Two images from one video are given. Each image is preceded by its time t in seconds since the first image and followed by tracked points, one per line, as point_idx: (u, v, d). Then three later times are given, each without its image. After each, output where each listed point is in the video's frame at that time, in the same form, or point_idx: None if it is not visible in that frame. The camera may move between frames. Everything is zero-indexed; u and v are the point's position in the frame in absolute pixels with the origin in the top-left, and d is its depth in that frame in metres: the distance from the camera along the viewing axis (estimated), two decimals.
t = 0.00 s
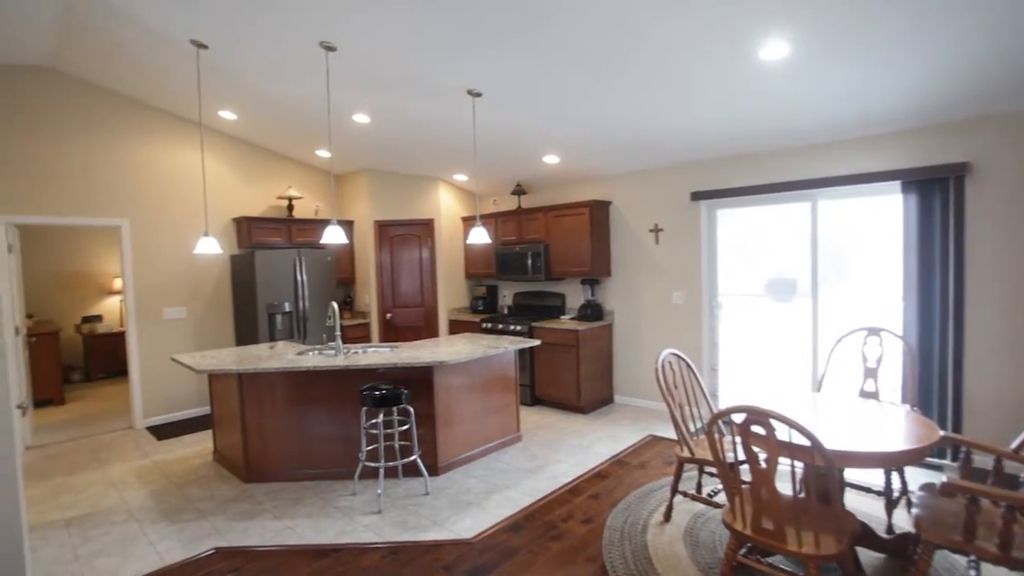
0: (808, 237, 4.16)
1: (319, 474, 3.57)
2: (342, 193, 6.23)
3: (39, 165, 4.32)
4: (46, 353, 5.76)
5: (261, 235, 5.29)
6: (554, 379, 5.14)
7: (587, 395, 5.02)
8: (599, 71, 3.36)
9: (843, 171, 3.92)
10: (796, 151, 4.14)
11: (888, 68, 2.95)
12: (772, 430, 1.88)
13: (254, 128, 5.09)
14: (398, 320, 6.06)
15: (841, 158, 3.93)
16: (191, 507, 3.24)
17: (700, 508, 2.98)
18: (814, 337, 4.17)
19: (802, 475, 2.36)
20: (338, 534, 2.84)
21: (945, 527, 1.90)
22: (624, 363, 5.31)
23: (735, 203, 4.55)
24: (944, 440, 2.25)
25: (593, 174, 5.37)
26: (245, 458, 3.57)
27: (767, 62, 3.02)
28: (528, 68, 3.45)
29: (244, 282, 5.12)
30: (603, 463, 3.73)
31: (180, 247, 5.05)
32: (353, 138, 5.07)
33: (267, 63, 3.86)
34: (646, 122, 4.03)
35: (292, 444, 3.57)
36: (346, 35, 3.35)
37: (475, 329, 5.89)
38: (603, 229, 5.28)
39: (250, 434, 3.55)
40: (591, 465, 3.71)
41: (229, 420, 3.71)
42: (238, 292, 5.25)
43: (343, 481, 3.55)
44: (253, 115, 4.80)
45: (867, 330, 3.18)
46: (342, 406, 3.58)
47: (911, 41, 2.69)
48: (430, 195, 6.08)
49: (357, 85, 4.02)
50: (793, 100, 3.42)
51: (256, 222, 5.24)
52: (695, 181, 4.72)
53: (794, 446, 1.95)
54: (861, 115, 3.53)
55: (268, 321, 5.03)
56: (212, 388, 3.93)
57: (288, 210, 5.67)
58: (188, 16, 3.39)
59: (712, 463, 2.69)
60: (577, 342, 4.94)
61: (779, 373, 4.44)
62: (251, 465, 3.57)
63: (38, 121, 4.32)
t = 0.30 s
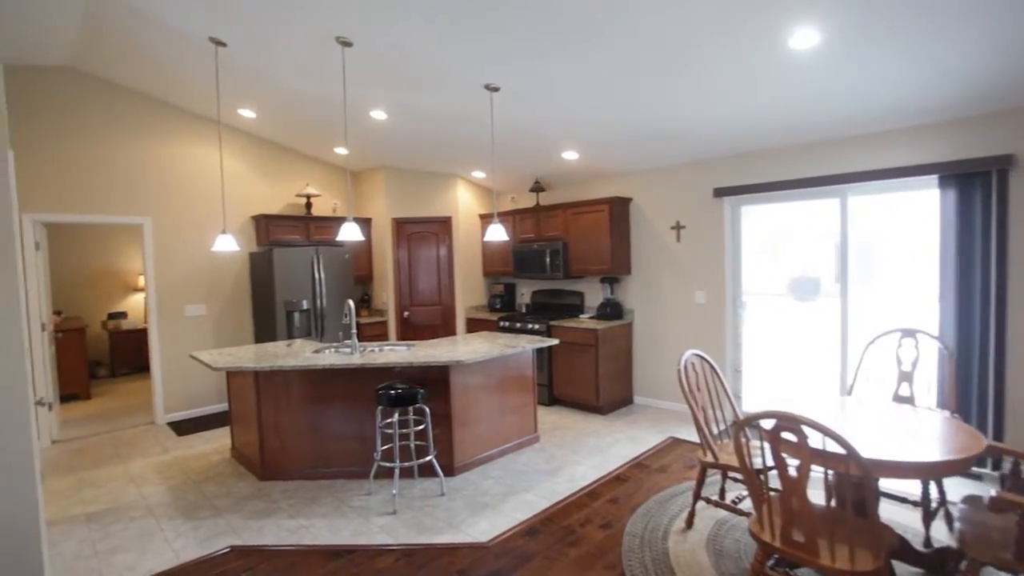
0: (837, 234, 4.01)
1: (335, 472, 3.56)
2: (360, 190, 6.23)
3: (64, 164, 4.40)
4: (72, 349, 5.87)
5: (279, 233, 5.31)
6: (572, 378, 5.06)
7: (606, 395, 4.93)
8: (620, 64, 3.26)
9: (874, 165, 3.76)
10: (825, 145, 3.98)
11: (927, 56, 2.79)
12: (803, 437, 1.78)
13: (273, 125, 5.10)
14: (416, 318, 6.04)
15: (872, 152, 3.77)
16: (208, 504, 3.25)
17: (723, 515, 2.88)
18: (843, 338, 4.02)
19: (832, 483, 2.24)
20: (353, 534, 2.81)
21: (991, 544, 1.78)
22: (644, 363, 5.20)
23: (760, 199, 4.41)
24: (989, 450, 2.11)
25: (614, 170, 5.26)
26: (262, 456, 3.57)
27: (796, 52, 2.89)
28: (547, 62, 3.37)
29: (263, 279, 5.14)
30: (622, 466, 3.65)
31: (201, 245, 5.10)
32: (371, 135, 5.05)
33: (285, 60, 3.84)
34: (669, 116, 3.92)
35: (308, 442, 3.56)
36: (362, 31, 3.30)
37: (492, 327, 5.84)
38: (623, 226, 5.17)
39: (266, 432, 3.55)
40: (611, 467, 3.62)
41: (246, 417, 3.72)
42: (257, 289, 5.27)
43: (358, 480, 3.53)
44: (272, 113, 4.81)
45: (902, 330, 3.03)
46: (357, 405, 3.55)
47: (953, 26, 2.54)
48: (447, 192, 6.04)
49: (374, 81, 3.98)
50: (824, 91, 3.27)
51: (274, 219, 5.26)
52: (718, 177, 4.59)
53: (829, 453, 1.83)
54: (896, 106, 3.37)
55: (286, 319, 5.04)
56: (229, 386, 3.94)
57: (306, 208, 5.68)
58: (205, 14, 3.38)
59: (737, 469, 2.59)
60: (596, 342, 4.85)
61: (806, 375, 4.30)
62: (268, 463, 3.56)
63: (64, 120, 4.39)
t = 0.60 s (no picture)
0: (865, 232, 3.86)
1: (346, 473, 3.51)
2: (374, 187, 6.19)
3: (79, 160, 4.41)
4: (89, 346, 5.92)
5: (292, 230, 5.30)
6: (587, 379, 4.96)
7: (622, 397, 4.83)
8: (639, 56, 3.15)
9: (906, 161, 3.59)
10: (853, 139, 3.82)
11: (967, 43, 2.63)
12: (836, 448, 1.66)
13: (286, 122, 5.07)
14: (429, 316, 5.99)
15: (904, 146, 3.60)
16: (218, 503, 3.22)
17: (744, 525, 2.77)
18: (870, 341, 3.87)
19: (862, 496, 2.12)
20: (363, 538, 2.75)
21: None
22: (661, 364, 5.09)
23: (783, 196, 4.27)
24: None
25: (631, 166, 5.15)
26: (273, 456, 3.54)
27: (826, 41, 2.75)
28: (563, 56, 3.27)
29: (277, 277, 5.13)
30: (639, 471, 3.54)
31: (215, 243, 5.10)
32: (384, 131, 4.99)
33: (298, 56, 3.79)
34: (688, 111, 3.80)
35: (319, 442, 3.52)
36: (374, 25, 3.23)
37: (506, 326, 5.76)
38: (641, 224, 5.05)
39: (278, 431, 3.52)
40: (626, 472, 3.52)
41: (258, 416, 3.69)
42: (271, 287, 5.26)
43: (369, 481, 3.48)
44: (286, 110, 4.78)
45: (937, 334, 2.88)
46: (368, 405, 3.50)
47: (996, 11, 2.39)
48: (462, 190, 5.97)
49: (387, 76, 3.92)
50: (853, 82, 3.13)
51: (288, 217, 5.25)
52: (739, 173, 4.45)
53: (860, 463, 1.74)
54: (930, 98, 3.21)
55: (299, 317, 5.02)
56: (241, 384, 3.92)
57: (320, 205, 5.66)
58: (216, 9, 3.34)
59: (760, 478, 2.48)
60: (612, 342, 4.75)
61: (829, 378, 4.16)
62: (279, 463, 3.54)
63: (79, 118, 4.40)
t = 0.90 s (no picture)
0: (895, 232, 3.71)
1: (356, 476, 3.46)
2: (387, 185, 6.14)
3: (95, 157, 4.42)
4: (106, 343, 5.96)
5: (305, 228, 5.27)
6: (602, 381, 4.86)
7: (638, 400, 4.72)
8: (659, 49, 3.03)
9: (940, 157, 3.43)
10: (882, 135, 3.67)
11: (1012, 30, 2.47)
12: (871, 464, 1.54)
13: (300, 120, 5.03)
14: (442, 316, 5.93)
15: (937, 142, 3.44)
16: (228, 505, 3.19)
17: (767, 537, 2.65)
18: (901, 345, 3.71)
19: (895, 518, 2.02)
20: (372, 544, 2.69)
21: None
22: (678, 367, 4.96)
23: (807, 194, 4.13)
24: None
25: (648, 164, 5.03)
26: (283, 457, 3.50)
27: (857, 29, 2.61)
28: (580, 50, 3.16)
29: (290, 276, 5.11)
30: (656, 477, 3.44)
31: (228, 241, 5.08)
32: (398, 129, 4.93)
33: (310, 52, 3.74)
34: (709, 106, 3.68)
35: (330, 444, 3.48)
36: (386, 19, 3.16)
37: (520, 326, 5.68)
38: (658, 223, 4.93)
39: (288, 433, 3.48)
40: (643, 478, 3.42)
41: (269, 416, 3.66)
42: (284, 286, 5.25)
43: (380, 484, 3.43)
44: (300, 107, 4.74)
45: (974, 340, 2.73)
46: (379, 407, 3.45)
47: None
48: (476, 188, 5.90)
49: (400, 73, 3.84)
50: (885, 74, 2.97)
51: (300, 215, 5.22)
52: (761, 170, 4.31)
53: (898, 479, 1.62)
54: (968, 90, 3.04)
55: (311, 316, 5.00)
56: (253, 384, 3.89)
57: (333, 203, 5.63)
58: (228, 6, 3.30)
59: (785, 489, 2.37)
60: (628, 343, 4.64)
61: (855, 384, 4.01)
62: (289, 465, 3.50)
63: (91, 116, 4.40)
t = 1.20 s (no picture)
0: (924, 230, 3.55)
1: (365, 477, 3.40)
2: (398, 182, 6.08)
3: (105, 153, 4.40)
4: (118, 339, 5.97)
5: (315, 226, 5.23)
6: (616, 381, 4.75)
7: (652, 401, 4.61)
8: (679, 40, 2.92)
9: (974, 151, 3.27)
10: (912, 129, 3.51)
11: None
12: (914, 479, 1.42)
13: (311, 116, 4.98)
14: (453, 314, 5.86)
15: (971, 136, 3.27)
16: (236, 505, 3.14)
17: (790, 548, 2.54)
18: (930, 347, 3.56)
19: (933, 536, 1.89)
20: (380, 549, 2.62)
21: None
22: (694, 368, 4.84)
23: (831, 190, 3.98)
24: None
25: (665, 160, 4.90)
26: (291, 458, 3.45)
27: (890, 15, 2.46)
28: (597, 41, 3.05)
29: (300, 274, 5.06)
30: (672, 482, 3.33)
31: (239, 238, 5.05)
32: (409, 125, 4.86)
33: (320, 47, 3.67)
34: (730, 98, 3.55)
35: (338, 445, 3.42)
36: (396, 11, 3.07)
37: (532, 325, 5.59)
38: (674, 220, 4.80)
39: (296, 433, 3.43)
40: (659, 483, 3.31)
41: (277, 416, 3.61)
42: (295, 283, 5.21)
43: (389, 485, 3.36)
44: (311, 103, 4.69)
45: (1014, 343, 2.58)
46: (388, 407, 3.38)
47: None
48: (488, 185, 5.81)
49: (410, 67, 3.76)
50: (919, 63, 2.82)
51: (311, 212, 5.18)
52: (782, 165, 4.17)
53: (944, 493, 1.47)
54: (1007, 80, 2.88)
55: (322, 314, 4.95)
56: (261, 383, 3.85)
57: (343, 200, 5.58)
58: None
59: (810, 499, 2.26)
60: (643, 343, 4.52)
61: (881, 387, 3.87)
62: (297, 465, 3.45)
63: (98, 112, 4.36)
